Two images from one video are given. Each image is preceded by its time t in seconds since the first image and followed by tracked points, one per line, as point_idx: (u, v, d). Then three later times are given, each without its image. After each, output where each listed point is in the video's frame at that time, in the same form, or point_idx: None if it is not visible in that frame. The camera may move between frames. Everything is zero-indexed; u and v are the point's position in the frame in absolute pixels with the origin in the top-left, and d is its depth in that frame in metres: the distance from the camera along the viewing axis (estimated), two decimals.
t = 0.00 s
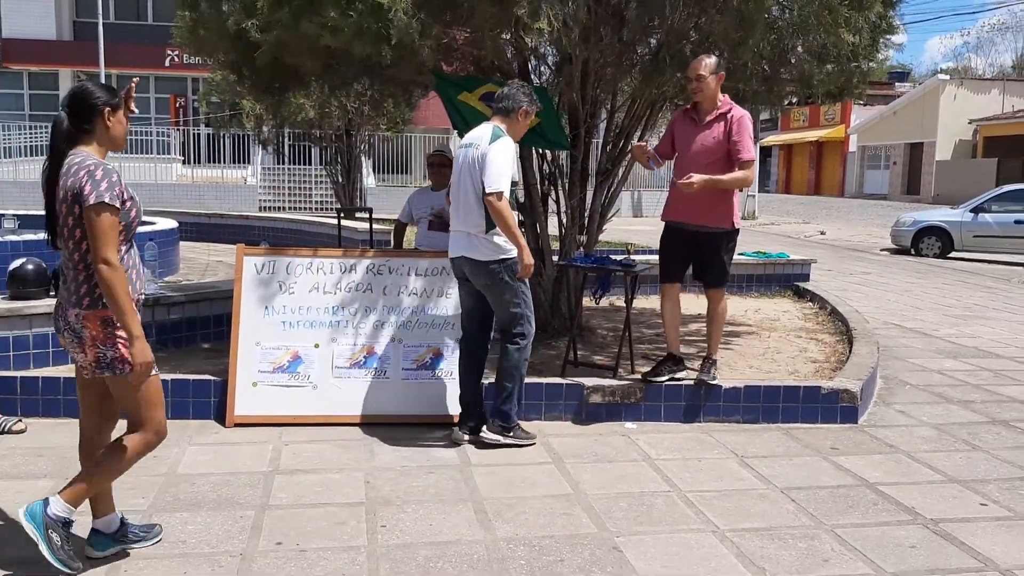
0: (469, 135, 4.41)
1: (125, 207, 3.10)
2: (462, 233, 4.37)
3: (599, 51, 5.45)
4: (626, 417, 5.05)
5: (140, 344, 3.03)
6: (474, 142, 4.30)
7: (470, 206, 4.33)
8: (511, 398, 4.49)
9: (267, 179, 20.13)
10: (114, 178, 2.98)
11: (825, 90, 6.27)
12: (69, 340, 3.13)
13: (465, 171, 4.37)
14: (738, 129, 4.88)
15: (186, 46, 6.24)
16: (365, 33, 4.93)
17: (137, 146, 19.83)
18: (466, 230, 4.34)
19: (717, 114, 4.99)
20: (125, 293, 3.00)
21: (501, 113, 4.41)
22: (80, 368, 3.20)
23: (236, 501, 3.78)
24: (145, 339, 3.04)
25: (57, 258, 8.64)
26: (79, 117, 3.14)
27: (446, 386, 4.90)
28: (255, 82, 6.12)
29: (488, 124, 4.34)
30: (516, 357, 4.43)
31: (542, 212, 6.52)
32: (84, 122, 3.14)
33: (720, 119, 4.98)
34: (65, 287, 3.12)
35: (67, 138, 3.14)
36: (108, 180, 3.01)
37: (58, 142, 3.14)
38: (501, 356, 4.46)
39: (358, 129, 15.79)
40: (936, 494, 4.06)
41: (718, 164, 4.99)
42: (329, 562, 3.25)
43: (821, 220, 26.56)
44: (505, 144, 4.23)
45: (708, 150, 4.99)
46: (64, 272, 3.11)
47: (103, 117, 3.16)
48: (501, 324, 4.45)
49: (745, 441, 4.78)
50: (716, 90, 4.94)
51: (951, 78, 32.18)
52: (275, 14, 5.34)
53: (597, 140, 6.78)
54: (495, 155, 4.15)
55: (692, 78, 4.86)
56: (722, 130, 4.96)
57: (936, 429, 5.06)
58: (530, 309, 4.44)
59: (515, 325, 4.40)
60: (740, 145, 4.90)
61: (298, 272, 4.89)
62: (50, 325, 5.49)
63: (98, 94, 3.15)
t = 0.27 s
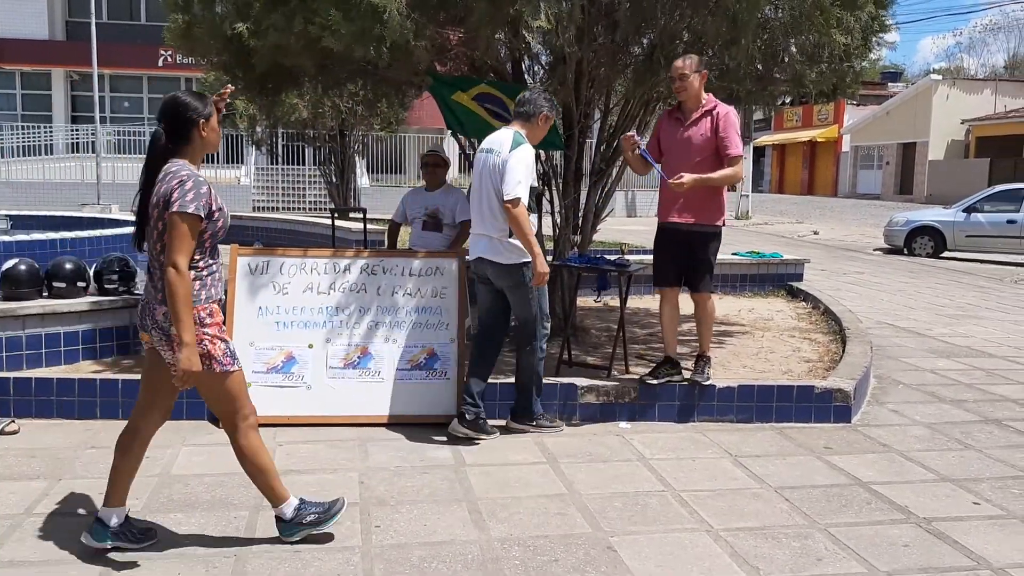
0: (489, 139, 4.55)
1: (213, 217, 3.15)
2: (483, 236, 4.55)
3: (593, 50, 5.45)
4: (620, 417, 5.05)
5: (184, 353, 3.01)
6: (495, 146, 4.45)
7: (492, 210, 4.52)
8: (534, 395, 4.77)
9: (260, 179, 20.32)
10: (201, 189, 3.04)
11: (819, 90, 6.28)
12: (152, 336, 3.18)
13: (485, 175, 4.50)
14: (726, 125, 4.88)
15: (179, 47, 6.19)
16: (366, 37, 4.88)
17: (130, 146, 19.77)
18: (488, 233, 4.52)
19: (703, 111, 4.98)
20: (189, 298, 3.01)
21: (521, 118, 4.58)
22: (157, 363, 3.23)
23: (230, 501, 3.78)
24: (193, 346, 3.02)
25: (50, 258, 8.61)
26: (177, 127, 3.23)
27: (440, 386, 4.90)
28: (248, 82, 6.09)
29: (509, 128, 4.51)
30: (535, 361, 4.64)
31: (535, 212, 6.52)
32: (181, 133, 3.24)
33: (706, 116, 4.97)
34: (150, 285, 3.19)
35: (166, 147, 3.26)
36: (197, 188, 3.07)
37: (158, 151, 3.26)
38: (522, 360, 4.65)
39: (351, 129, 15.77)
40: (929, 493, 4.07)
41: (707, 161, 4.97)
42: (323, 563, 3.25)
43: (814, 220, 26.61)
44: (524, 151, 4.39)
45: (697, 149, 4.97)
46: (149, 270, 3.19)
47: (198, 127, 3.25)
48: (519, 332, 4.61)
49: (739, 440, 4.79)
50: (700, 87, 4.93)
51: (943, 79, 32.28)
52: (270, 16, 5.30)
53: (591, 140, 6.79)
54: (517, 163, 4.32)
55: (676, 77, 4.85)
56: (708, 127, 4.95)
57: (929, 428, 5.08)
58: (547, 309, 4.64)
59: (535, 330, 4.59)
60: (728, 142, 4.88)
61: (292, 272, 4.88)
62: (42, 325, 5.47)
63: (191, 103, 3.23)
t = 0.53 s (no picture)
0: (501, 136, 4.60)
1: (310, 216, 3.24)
2: (493, 233, 4.62)
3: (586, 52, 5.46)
4: (614, 418, 5.06)
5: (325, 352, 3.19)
6: (507, 145, 4.50)
7: (502, 207, 4.57)
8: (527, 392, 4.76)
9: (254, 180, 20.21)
10: (305, 192, 3.14)
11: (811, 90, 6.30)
12: (246, 324, 3.31)
13: (497, 173, 4.56)
14: (715, 123, 4.87)
15: (171, 48, 6.19)
16: (355, 36, 4.89)
17: (123, 147, 19.72)
18: (497, 230, 4.58)
19: (693, 110, 4.97)
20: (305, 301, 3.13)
21: (532, 116, 4.62)
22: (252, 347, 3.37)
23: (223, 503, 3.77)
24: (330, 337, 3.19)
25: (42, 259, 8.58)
26: (274, 128, 3.28)
27: (433, 386, 4.89)
28: (241, 83, 6.09)
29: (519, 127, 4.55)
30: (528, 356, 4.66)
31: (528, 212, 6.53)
32: (278, 135, 3.28)
33: (696, 116, 4.96)
34: (244, 275, 3.29)
35: (261, 146, 3.29)
36: (298, 190, 3.16)
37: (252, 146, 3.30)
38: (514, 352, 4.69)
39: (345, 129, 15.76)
40: (921, 492, 4.09)
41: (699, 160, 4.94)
42: (317, 564, 3.24)
43: (806, 219, 26.68)
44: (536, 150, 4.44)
45: (689, 149, 4.96)
46: (243, 263, 3.28)
47: (294, 128, 3.30)
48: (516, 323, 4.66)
49: (732, 440, 4.80)
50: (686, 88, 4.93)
51: (935, 79, 32.38)
52: (261, 16, 5.31)
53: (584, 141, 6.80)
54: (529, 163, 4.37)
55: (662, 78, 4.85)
56: (698, 126, 4.94)
57: (921, 428, 5.09)
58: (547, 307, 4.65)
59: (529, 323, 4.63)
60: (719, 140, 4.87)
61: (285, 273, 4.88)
62: (34, 327, 5.45)
63: (290, 106, 3.27)
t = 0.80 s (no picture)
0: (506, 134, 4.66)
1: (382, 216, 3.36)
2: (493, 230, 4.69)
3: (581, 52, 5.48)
4: (609, 418, 5.06)
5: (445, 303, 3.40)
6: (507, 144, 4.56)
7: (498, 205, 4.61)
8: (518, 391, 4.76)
9: (249, 180, 20.21)
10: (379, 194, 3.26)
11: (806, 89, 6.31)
12: (314, 323, 3.38)
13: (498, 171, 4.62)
14: (721, 145, 4.76)
15: (165, 48, 6.18)
16: (345, 35, 4.88)
17: (116, 147, 19.66)
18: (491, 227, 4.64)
19: (702, 132, 4.87)
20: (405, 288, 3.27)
21: (538, 115, 4.65)
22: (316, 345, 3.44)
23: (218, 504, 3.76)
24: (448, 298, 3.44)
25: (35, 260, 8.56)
26: (348, 135, 3.38)
27: (428, 387, 4.89)
28: (235, 83, 6.07)
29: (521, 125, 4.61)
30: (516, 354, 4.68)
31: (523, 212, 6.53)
32: (351, 140, 3.38)
33: (704, 138, 4.86)
34: (317, 275, 3.38)
35: (335, 152, 3.39)
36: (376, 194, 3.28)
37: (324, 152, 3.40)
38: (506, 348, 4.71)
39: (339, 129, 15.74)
40: (916, 490, 4.10)
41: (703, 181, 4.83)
42: (313, 565, 3.24)
43: (800, 219, 26.73)
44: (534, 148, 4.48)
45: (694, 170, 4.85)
46: (317, 264, 3.38)
47: (367, 134, 3.40)
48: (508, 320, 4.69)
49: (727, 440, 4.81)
50: (698, 109, 4.86)
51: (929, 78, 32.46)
52: (255, 15, 5.30)
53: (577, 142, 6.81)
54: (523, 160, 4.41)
55: (670, 95, 4.81)
56: (705, 147, 4.83)
57: (916, 426, 5.11)
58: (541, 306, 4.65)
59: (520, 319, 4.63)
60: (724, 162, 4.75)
61: (280, 273, 4.87)
62: (28, 327, 5.44)
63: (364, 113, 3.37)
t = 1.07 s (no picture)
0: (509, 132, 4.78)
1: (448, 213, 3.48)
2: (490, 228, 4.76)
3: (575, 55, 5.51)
4: (604, 418, 5.06)
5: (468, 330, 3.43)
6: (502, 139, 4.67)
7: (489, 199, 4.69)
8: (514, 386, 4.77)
9: (243, 180, 20.16)
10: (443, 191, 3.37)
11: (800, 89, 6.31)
12: (396, 322, 3.54)
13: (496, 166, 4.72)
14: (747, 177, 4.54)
15: (158, 47, 6.15)
16: (341, 35, 4.87)
17: (110, 147, 19.62)
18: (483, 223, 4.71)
19: (727, 161, 4.65)
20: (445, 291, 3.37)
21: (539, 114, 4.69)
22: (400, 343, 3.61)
23: (212, 504, 3.75)
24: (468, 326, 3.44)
25: (29, 259, 8.53)
26: (411, 137, 3.51)
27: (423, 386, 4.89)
28: (229, 83, 6.06)
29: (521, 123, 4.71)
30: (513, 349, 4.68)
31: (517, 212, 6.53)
32: (418, 141, 3.51)
33: (728, 167, 4.65)
34: (392, 277, 3.54)
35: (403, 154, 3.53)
36: (438, 192, 3.39)
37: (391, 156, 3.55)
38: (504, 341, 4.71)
39: (334, 129, 15.72)
40: (911, 490, 4.10)
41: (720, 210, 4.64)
42: (308, 566, 3.23)
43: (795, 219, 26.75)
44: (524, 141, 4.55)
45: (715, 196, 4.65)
46: (391, 265, 3.54)
47: (432, 134, 3.52)
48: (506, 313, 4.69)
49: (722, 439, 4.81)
50: (728, 136, 4.61)
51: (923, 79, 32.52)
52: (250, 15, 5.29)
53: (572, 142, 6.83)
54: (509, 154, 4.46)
55: (698, 122, 4.55)
56: (728, 177, 4.63)
57: (910, 426, 5.11)
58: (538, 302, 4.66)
59: (518, 313, 4.63)
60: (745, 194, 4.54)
61: (274, 273, 4.86)
62: (22, 328, 5.42)
63: (426, 114, 3.50)
